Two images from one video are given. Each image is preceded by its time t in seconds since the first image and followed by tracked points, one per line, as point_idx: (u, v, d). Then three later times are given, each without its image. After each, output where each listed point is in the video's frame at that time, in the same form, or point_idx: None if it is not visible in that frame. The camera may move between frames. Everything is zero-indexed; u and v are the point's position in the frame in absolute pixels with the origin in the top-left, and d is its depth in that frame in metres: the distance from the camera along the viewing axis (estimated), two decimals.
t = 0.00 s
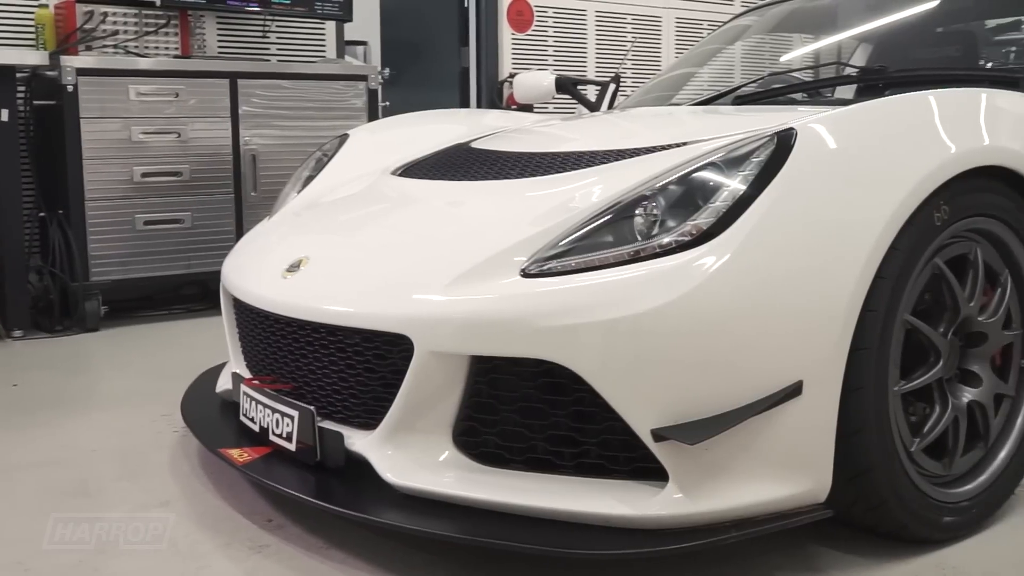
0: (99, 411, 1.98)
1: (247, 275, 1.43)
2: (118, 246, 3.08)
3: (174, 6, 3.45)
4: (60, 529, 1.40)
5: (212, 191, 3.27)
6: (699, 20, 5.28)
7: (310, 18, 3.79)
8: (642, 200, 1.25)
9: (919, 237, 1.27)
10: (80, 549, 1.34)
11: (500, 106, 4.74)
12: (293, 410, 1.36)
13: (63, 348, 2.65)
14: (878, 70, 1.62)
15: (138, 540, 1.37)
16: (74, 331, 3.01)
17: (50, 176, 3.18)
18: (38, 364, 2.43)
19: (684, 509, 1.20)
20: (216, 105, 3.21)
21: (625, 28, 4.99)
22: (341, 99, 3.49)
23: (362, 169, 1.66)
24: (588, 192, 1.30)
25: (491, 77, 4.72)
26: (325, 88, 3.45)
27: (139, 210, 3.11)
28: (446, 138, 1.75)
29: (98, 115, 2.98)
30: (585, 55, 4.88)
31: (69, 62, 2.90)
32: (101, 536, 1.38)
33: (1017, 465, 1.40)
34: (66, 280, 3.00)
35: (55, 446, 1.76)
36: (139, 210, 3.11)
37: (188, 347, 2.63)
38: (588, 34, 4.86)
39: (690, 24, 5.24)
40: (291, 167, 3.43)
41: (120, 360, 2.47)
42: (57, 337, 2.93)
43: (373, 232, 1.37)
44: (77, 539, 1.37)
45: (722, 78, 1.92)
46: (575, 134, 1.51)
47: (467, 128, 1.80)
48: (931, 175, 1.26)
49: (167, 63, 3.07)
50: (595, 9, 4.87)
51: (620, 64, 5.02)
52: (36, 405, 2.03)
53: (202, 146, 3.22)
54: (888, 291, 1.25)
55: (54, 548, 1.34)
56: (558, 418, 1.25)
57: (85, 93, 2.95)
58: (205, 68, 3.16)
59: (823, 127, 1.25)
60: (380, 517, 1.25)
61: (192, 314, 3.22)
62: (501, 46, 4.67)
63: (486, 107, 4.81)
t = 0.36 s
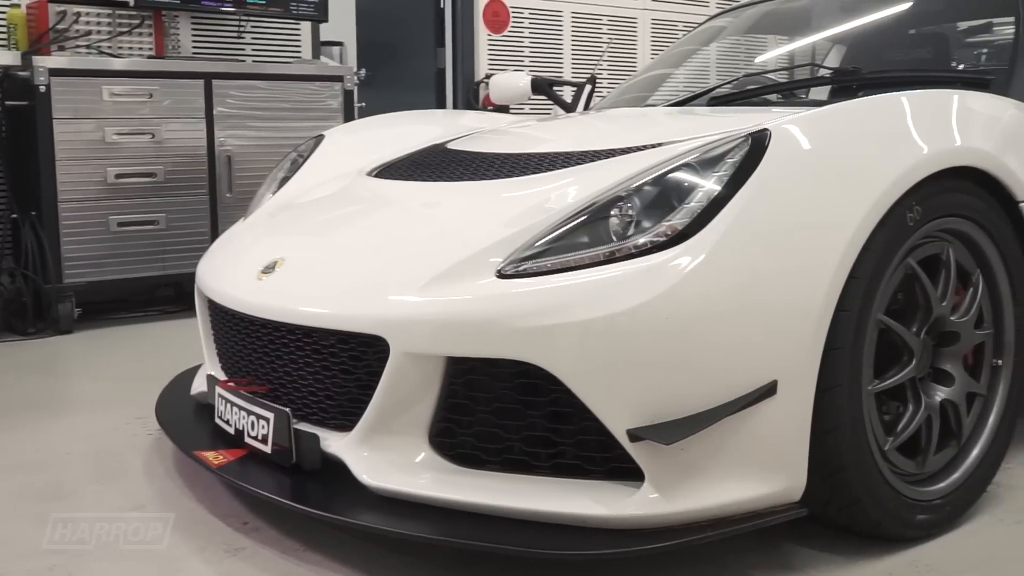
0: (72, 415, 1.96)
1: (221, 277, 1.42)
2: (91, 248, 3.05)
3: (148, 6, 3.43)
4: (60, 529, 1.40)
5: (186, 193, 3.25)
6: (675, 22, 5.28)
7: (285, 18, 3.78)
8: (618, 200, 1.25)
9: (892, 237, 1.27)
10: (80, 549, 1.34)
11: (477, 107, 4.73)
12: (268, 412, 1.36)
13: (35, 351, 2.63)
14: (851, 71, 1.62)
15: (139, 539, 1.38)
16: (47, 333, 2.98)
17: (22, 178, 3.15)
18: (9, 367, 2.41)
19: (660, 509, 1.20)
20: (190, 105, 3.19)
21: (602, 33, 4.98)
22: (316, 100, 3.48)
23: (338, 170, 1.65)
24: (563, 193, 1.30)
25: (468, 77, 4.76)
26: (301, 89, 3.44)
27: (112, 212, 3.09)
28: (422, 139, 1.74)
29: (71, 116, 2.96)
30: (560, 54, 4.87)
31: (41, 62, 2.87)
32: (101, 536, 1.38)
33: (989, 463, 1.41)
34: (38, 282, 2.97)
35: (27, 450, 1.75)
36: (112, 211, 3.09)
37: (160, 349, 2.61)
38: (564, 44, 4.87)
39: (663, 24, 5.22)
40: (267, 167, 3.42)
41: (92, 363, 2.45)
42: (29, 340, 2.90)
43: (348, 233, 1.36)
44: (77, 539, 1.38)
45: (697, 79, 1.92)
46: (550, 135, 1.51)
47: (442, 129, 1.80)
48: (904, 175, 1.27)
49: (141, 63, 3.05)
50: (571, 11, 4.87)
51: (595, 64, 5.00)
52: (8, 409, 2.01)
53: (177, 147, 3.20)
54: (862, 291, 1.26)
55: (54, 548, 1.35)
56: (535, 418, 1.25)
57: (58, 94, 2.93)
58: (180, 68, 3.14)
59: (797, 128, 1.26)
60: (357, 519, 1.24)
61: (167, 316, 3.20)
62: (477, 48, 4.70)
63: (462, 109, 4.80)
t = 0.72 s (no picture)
0: (44, 418, 1.95)
1: (195, 279, 1.42)
2: (62, 249, 3.03)
3: (121, 6, 3.41)
4: (60, 529, 1.41)
5: (160, 194, 3.23)
6: (650, 23, 5.25)
7: (259, 19, 3.77)
8: (592, 201, 1.26)
9: (864, 237, 1.28)
10: (80, 548, 1.35)
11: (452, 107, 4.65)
12: (243, 415, 1.35)
13: (6, 353, 2.60)
14: (824, 73, 1.63)
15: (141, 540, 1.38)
16: (18, 336, 2.95)
17: None
18: None
19: (635, 509, 1.20)
20: (163, 106, 3.17)
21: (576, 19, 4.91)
22: (291, 101, 3.46)
23: (313, 171, 1.64)
24: (538, 194, 1.30)
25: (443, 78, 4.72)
26: (276, 90, 3.42)
27: (85, 213, 3.07)
28: (397, 140, 1.74)
29: (43, 117, 2.94)
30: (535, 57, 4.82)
31: (12, 62, 2.85)
32: (100, 536, 1.39)
33: (961, 461, 1.43)
34: (10, 284, 2.94)
35: None
36: (85, 213, 3.07)
37: (130, 353, 2.59)
38: (539, 31, 4.80)
39: (638, 26, 5.18)
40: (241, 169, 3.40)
41: (62, 366, 2.43)
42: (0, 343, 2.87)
43: (324, 235, 1.36)
44: (76, 539, 1.38)
45: (672, 80, 1.93)
46: (526, 136, 1.51)
47: (417, 130, 1.79)
48: (877, 176, 1.28)
49: (113, 63, 3.02)
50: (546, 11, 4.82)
51: (570, 66, 4.97)
52: None
53: (150, 148, 3.17)
54: (835, 291, 1.26)
55: (54, 548, 1.35)
56: (510, 419, 1.25)
57: (30, 94, 2.90)
58: (155, 69, 3.12)
59: (770, 130, 1.27)
60: (332, 521, 1.24)
61: (140, 319, 3.17)
62: (452, 48, 4.64)
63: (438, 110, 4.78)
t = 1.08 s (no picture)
0: (17, 422, 1.93)
1: (170, 281, 1.41)
2: (35, 252, 3.01)
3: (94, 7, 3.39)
4: (60, 530, 1.41)
5: (134, 195, 3.21)
6: (626, 25, 5.26)
7: (235, 19, 3.70)
8: (568, 202, 1.26)
9: (838, 238, 1.29)
10: (80, 549, 1.35)
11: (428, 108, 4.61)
12: (217, 417, 1.35)
13: None
14: (798, 74, 1.66)
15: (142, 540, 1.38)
16: None
17: None
18: None
19: (612, 509, 1.21)
20: (137, 107, 3.15)
21: (553, 27, 4.94)
22: (266, 102, 3.44)
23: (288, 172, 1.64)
24: (513, 196, 1.30)
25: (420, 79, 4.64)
26: (251, 91, 3.40)
27: (58, 215, 3.05)
28: (373, 141, 1.74)
29: (14, 119, 2.91)
30: (510, 59, 4.81)
31: None
32: (100, 536, 1.39)
33: (934, 460, 1.44)
34: None
35: None
36: (58, 215, 3.05)
37: (101, 355, 2.57)
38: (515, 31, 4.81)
39: (613, 27, 5.18)
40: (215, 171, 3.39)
41: (33, 369, 2.40)
42: None
43: (299, 237, 1.35)
44: (76, 539, 1.39)
45: (647, 82, 1.94)
46: (502, 137, 1.51)
47: (393, 131, 1.79)
48: (850, 177, 1.28)
49: (86, 64, 3.00)
50: (522, 12, 4.82)
51: (546, 67, 4.96)
52: None
53: (124, 150, 3.15)
54: (809, 291, 1.27)
55: (54, 548, 1.35)
56: (487, 420, 1.25)
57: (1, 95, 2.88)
58: (130, 70, 3.10)
59: (745, 131, 1.27)
60: (309, 524, 1.24)
61: (115, 321, 3.15)
62: (429, 49, 4.58)
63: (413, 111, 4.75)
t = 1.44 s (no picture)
0: None
1: (146, 282, 1.40)
2: (11, 253, 2.98)
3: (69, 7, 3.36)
4: (60, 530, 1.42)
5: (111, 196, 3.19)
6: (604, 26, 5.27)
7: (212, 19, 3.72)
8: (546, 203, 1.26)
9: (815, 238, 1.30)
10: (80, 549, 1.36)
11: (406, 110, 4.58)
12: (194, 419, 1.34)
13: None
14: (774, 75, 1.71)
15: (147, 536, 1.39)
16: None
17: None
18: None
19: (590, 509, 1.21)
20: (113, 108, 3.13)
21: (531, 30, 4.92)
22: (242, 103, 3.45)
23: (265, 173, 1.63)
24: (491, 196, 1.30)
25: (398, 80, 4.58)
26: (227, 91, 3.40)
27: (34, 217, 3.02)
28: (351, 142, 1.74)
29: None
30: (489, 59, 4.80)
31: None
32: (100, 536, 1.40)
33: (909, 458, 1.45)
34: None
35: None
36: (34, 216, 3.02)
37: (74, 357, 2.55)
38: (493, 37, 4.80)
39: (592, 28, 5.19)
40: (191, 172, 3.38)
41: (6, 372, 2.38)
42: None
43: (276, 238, 1.35)
44: (77, 539, 1.39)
45: (626, 82, 1.95)
46: (481, 138, 1.51)
47: (371, 132, 1.79)
48: (827, 177, 1.29)
49: (61, 64, 2.98)
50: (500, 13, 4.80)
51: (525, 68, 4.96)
52: None
53: (100, 150, 3.13)
54: (786, 291, 1.28)
55: (55, 548, 1.36)
56: (465, 421, 1.25)
57: None
58: (105, 70, 3.08)
59: (721, 131, 1.28)
60: (287, 526, 1.23)
61: (92, 323, 3.13)
62: (406, 50, 4.52)
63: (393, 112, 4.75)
